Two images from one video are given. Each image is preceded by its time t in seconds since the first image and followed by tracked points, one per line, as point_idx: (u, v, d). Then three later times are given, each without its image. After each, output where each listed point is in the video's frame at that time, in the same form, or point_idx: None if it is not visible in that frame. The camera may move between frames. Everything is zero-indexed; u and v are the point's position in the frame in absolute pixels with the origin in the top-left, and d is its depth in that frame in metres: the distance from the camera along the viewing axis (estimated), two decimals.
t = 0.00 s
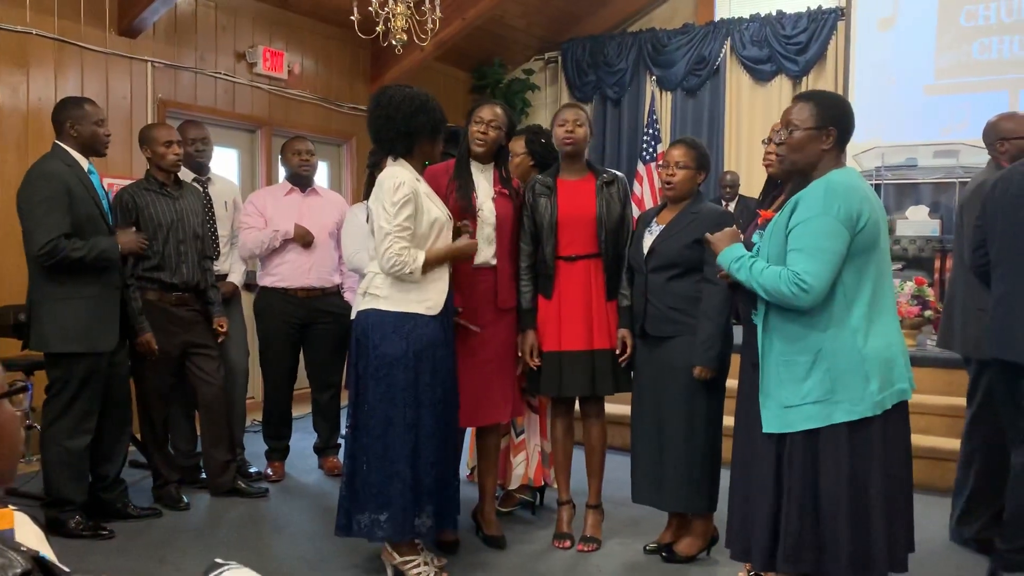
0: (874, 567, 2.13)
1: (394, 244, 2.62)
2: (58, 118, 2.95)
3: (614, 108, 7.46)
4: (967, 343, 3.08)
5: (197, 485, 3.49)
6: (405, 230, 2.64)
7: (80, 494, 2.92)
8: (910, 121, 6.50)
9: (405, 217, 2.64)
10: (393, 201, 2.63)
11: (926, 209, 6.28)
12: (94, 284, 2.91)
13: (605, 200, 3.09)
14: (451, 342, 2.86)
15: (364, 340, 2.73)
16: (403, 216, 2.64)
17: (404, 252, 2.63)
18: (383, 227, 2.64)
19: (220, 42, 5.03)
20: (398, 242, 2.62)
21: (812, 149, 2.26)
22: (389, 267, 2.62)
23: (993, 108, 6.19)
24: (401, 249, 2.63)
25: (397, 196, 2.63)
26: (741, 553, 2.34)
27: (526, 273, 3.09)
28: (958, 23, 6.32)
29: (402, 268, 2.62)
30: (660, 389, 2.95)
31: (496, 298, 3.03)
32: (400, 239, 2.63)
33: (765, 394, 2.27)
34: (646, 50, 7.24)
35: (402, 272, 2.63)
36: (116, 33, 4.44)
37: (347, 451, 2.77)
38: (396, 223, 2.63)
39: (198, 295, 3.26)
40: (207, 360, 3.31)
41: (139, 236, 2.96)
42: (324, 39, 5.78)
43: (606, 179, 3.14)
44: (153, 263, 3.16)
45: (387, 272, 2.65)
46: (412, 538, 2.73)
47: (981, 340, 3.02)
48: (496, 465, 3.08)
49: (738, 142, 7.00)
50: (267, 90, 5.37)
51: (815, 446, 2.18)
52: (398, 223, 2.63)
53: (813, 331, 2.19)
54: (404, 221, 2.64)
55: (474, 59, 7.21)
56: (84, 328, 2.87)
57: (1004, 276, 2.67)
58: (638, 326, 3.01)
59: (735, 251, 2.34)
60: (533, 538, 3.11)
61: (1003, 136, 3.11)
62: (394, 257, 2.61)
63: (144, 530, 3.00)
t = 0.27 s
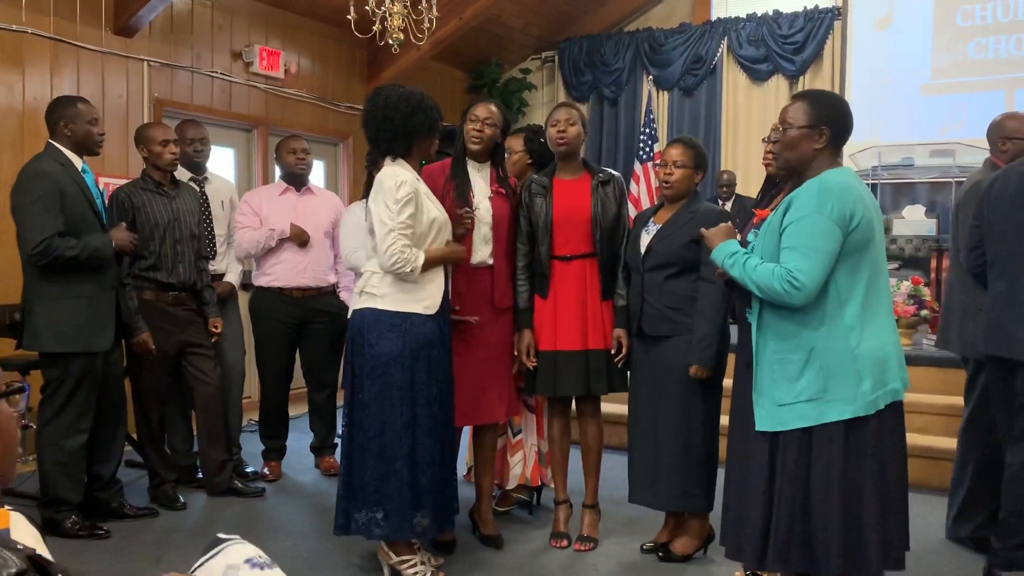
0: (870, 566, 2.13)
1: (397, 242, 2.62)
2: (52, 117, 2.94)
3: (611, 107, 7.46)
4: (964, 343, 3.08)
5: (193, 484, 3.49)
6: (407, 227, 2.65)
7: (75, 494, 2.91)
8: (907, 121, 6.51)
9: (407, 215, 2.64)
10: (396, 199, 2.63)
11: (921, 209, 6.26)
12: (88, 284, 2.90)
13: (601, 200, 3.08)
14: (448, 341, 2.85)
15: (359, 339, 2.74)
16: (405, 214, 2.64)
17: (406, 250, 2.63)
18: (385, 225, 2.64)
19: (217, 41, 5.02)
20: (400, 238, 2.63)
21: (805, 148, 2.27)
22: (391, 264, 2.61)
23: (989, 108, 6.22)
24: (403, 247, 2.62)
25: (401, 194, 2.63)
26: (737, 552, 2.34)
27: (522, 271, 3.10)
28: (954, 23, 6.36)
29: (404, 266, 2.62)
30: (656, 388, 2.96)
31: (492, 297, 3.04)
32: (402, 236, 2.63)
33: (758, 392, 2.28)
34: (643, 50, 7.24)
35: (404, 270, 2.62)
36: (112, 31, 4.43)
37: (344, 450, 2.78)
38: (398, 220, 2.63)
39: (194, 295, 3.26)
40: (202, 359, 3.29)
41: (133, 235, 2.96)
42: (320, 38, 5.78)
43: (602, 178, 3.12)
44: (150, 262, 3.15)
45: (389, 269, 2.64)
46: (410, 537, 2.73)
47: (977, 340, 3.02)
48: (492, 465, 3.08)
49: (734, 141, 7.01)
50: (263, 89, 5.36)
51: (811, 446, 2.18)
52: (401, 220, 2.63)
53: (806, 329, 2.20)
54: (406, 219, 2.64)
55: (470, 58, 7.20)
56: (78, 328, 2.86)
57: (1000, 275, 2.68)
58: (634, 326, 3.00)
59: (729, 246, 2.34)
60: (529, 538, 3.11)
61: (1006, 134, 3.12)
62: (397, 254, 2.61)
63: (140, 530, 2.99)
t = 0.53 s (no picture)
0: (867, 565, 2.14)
1: (393, 243, 2.62)
2: (48, 117, 2.94)
3: (609, 107, 7.46)
4: (962, 343, 3.09)
5: (191, 484, 3.48)
6: (404, 228, 2.65)
7: (73, 494, 2.91)
8: (905, 121, 6.51)
9: (404, 215, 2.64)
10: (392, 200, 2.64)
11: (920, 208, 6.24)
12: (85, 284, 2.90)
13: (599, 200, 3.09)
14: (446, 341, 2.85)
15: (358, 339, 2.74)
16: (401, 215, 2.64)
17: (404, 251, 2.62)
18: (381, 226, 2.64)
19: (215, 41, 5.02)
20: (397, 240, 2.63)
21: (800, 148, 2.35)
22: (389, 265, 2.61)
23: (987, 108, 6.22)
24: (400, 248, 2.62)
25: (395, 195, 2.64)
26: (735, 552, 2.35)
27: (519, 271, 3.12)
28: (952, 23, 6.36)
29: (402, 266, 2.62)
30: (655, 388, 2.96)
31: (491, 297, 3.04)
32: (398, 237, 2.63)
33: (753, 389, 2.33)
34: (642, 50, 7.24)
35: (402, 270, 2.62)
36: (109, 31, 4.43)
37: (342, 450, 2.78)
38: (394, 222, 2.63)
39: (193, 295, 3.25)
40: (200, 359, 3.27)
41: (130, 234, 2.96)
42: (318, 37, 5.77)
43: (601, 178, 3.13)
44: (148, 262, 3.14)
45: (385, 271, 2.64)
46: (408, 537, 2.73)
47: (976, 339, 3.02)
48: (491, 464, 3.08)
49: (733, 141, 7.01)
50: (262, 89, 5.36)
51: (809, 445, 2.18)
52: (396, 221, 2.63)
53: (800, 326, 2.24)
54: (402, 220, 2.64)
55: (468, 58, 7.19)
56: (76, 328, 2.85)
57: (998, 275, 2.68)
58: (632, 326, 3.00)
59: (723, 242, 2.40)
60: (528, 538, 3.11)
61: (1010, 134, 3.15)
62: (393, 256, 2.61)
63: (139, 530, 2.99)
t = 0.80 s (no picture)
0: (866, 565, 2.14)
1: (392, 245, 2.62)
2: (46, 117, 2.94)
3: (608, 107, 7.46)
4: (961, 344, 3.09)
5: (191, 484, 3.47)
6: (403, 229, 2.65)
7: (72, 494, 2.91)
8: (904, 121, 6.51)
9: (403, 216, 2.65)
10: (391, 201, 2.64)
11: (919, 208, 6.36)
12: (83, 284, 2.90)
13: (599, 199, 3.09)
14: (444, 341, 2.86)
15: (355, 338, 2.75)
16: (400, 216, 2.65)
17: (403, 252, 2.63)
18: (380, 227, 2.64)
19: (214, 41, 5.02)
20: (396, 241, 2.63)
21: (801, 150, 2.41)
22: (389, 266, 2.62)
23: (987, 108, 6.22)
24: (400, 249, 2.63)
25: (394, 196, 2.65)
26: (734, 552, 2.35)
27: (519, 271, 3.12)
28: (950, 23, 6.37)
29: (402, 267, 2.62)
30: (654, 388, 2.96)
31: (491, 297, 3.04)
32: (398, 238, 2.64)
33: (749, 382, 2.44)
34: (641, 50, 7.24)
35: (403, 270, 2.63)
36: (109, 31, 4.43)
37: (340, 450, 2.79)
38: (394, 223, 2.64)
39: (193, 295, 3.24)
40: (200, 358, 3.27)
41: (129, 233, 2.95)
42: (317, 38, 5.77)
43: (600, 178, 3.13)
44: (148, 262, 3.14)
45: (387, 271, 2.65)
46: (407, 536, 2.74)
47: (975, 339, 3.03)
48: (490, 464, 3.08)
49: (732, 141, 7.00)
50: (261, 89, 5.36)
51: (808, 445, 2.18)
52: (395, 222, 2.64)
53: (794, 321, 2.35)
54: (401, 221, 2.65)
55: (468, 58, 7.19)
56: (74, 328, 2.85)
57: (999, 274, 2.69)
58: (632, 326, 3.01)
59: (720, 234, 2.50)
60: (527, 538, 3.11)
61: (1011, 134, 3.14)
62: (393, 257, 2.61)
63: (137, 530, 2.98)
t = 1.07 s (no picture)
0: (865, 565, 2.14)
1: (388, 244, 2.64)
2: (44, 116, 2.94)
3: (608, 107, 7.46)
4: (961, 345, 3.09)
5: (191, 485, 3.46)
6: (399, 228, 2.66)
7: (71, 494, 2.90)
8: (904, 121, 6.51)
9: (398, 216, 2.66)
10: (386, 200, 2.65)
11: (919, 208, 6.36)
12: (83, 284, 2.89)
13: (601, 200, 3.09)
14: (443, 342, 2.87)
15: (354, 339, 2.78)
16: (396, 215, 2.66)
17: (398, 251, 2.64)
18: (375, 227, 2.66)
19: (214, 41, 5.02)
20: (391, 241, 2.64)
21: (800, 151, 2.41)
22: (383, 266, 2.64)
23: (987, 108, 6.21)
24: (395, 248, 2.64)
25: (390, 195, 2.65)
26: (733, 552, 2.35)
27: (521, 272, 3.10)
28: (950, 24, 6.36)
29: (396, 267, 2.64)
30: (654, 388, 2.96)
31: (491, 298, 3.04)
32: (394, 238, 2.65)
33: (745, 378, 2.45)
34: (641, 50, 7.24)
35: (398, 271, 2.65)
36: (108, 31, 4.43)
37: (339, 450, 2.83)
38: (389, 223, 2.65)
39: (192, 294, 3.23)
40: (200, 359, 3.27)
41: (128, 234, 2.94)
42: (317, 38, 5.77)
43: (602, 179, 3.13)
44: (147, 262, 3.13)
45: (380, 270, 2.67)
46: (402, 538, 2.75)
47: (976, 339, 3.03)
48: (490, 464, 3.08)
49: (731, 141, 7.00)
50: (260, 89, 5.35)
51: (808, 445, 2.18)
52: (391, 222, 2.65)
53: (789, 318, 2.36)
54: (396, 220, 2.66)
55: (468, 58, 7.19)
56: (73, 329, 2.85)
57: (998, 274, 2.70)
58: (632, 326, 3.01)
59: (717, 229, 2.52)
60: (527, 538, 3.10)
61: (1016, 135, 3.16)
62: (389, 257, 2.63)
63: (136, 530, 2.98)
